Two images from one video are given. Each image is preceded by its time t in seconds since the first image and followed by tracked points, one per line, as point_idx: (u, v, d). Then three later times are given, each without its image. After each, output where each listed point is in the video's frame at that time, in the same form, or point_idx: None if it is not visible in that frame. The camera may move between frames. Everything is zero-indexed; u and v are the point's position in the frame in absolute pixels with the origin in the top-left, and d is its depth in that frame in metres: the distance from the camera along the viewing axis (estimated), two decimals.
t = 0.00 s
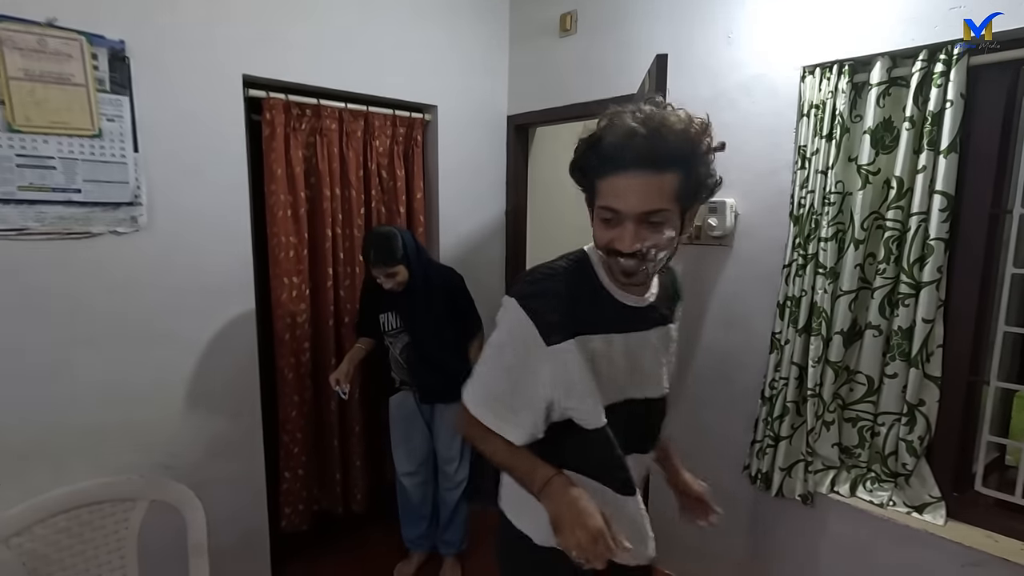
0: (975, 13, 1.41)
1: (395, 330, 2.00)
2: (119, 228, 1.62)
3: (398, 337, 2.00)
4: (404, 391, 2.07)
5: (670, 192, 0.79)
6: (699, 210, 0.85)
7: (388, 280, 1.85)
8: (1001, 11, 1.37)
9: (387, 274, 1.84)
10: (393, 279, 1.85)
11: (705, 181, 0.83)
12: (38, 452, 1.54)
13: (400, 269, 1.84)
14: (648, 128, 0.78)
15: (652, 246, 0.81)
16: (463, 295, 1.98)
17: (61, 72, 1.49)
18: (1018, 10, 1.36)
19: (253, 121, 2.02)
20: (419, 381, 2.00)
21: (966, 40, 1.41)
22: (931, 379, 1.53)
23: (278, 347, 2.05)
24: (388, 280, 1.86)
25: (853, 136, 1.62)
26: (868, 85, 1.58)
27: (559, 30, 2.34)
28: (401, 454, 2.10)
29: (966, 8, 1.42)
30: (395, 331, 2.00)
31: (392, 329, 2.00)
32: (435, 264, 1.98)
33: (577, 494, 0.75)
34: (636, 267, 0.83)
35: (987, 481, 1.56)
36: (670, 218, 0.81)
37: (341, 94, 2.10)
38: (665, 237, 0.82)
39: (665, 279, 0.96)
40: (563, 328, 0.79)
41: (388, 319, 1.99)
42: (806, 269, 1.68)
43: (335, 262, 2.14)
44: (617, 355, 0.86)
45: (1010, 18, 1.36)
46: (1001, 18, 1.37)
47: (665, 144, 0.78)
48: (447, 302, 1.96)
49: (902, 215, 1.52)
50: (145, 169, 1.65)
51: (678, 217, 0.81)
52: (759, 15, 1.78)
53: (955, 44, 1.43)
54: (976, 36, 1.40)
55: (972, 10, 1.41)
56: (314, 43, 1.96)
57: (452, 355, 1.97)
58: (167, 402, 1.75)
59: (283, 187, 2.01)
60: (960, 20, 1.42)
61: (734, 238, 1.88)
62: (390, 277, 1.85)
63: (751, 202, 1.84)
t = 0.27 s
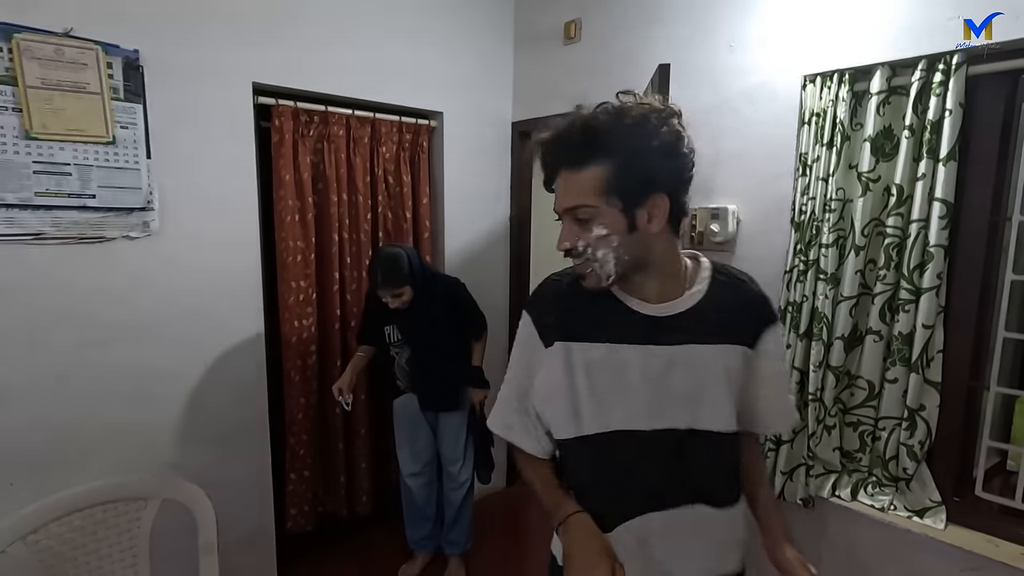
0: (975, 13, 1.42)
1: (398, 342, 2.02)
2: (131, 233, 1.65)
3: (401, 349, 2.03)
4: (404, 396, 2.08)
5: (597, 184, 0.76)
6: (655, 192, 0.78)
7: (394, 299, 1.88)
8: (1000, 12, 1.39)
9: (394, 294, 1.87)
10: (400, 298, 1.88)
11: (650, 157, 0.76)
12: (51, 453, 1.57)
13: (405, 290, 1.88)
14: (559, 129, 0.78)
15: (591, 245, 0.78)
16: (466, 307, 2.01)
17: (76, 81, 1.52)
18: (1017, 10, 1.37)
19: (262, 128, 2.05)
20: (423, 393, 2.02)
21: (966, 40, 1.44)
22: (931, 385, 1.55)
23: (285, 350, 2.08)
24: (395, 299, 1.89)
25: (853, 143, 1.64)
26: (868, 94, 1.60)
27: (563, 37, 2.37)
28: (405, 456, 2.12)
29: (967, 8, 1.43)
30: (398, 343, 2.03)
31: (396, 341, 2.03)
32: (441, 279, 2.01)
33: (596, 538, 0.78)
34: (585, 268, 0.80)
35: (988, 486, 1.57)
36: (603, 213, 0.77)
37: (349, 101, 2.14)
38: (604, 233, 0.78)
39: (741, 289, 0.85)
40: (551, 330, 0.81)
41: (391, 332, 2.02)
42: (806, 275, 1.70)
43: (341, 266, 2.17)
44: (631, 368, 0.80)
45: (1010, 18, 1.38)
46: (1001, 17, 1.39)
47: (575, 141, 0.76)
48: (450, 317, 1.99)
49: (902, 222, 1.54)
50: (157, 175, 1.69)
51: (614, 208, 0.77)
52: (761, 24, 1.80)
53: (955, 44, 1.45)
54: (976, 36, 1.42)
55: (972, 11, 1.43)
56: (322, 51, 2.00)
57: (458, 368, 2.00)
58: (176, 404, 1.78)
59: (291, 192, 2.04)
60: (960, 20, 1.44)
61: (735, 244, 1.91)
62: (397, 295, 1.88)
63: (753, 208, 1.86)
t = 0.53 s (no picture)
0: (976, 13, 1.43)
1: (400, 352, 2.03)
2: (138, 231, 1.66)
3: (404, 359, 2.04)
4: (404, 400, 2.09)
5: (607, 177, 0.82)
6: (655, 182, 0.78)
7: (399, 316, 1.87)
8: (1001, 11, 1.40)
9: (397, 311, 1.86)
10: (405, 314, 1.88)
11: (646, 148, 0.78)
12: (58, 448, 1.58)
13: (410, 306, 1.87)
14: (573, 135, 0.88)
15: (605, 234, 0.86)
16: (467, 312, 2.03)
17: (84, 79, 1.53)
18: (1018, 11, 1.38)
19: (268, 126, 2.07)
20: (424, 409, 2.00)
21: (966, 40, 1.45)
22: (934, 383, 1.55)
23: (290, 347, 2.09)
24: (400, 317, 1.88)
25: (858, 142, 1.64)
26: (873, 92, 1.60)
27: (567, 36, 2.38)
28: (408, 453, 2.13)
29: (969, 8, 1.44)
30: (400, 352, 2.03)
31: (398, 351, 2.04)
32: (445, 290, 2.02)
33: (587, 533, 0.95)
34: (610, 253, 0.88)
35: (992, 484, 1.56)
36: (611, 206, 0.83)
37: (353, 100, 2.14)
38: (612, 225, 0.84)
39: (816, 302, 0.74)
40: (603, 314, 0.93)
41: (393, 342, 2.03)
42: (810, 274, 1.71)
43: (346, 264, 2.19)
44: (664, 366, 0.85)
45: (1009, 18, 1.39)
46: (1001, 17, 1.40)
47: (586, 142, 0.85)
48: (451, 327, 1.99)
49: (906, 220, 1.54)
50: (164, 173, 1.70)
51: (617, 200, 0.82)
52: (764, 23, 1.81)
53: (956, 43, 1.46)
54: (977, 35, 1.43)
55: (973, 10, 1.43)
56: (327, 50, 2.01)
57: (458, 378, 2.01)
58: (181, 402, 1.78)
59: (296, 190, 2.05)
60: (961, 20, 1.45)
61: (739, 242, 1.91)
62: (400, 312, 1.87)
63: (757, 206, 1.86)
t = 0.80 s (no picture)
0: (975, 13, 1.43)
1: (400, 361, 2.03)
2: (138, 234, 1.67)
3: (404, 367, 2.03)
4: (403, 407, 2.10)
5: (702, 167, 0.80)
6: (754, 171, 0.74)
7: (398, 325, 1.88)
8: (1001, 12, 1.40)
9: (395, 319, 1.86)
10: (404, 322, 1.89)
11: (748, 134, 0.74)
12: (58, 451, 1.59)
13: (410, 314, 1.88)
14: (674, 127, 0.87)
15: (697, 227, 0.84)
16: (465, 319, 2.03)
17: (84, 83, 1.54)
18: (1017, 11, 1.38)
19: (268, 129, 2.07)
20: (424, 419, 2.00)
21: (966, 40, 1.46)
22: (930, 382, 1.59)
23: (290, 350, 2.10)
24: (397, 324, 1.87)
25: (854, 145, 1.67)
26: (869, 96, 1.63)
27: (565, 40, 2.39)
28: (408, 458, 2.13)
29: (967, 8, 1.45)
30: (399, 361, 2.03)
31: (398, 360, 2.03)
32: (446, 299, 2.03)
33: (621, 496, 0.97)
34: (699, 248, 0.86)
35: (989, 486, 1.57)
36: (705, 197, 0.80)
37: (352, 103, 2.15)
38: (708, 216, 0.81)
39: (923, 316, 0.66)
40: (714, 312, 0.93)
41: (392, 351, 2.03)
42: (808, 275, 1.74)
43: (345, 267, 2.19)
44: (756, 367, 0.83)
45: (1010, 18, 1.38)
46: (1001, 18, 1.40)
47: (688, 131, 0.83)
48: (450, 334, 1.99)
49: (903, 223, 1.57)
50: (164, 176, 1.70)
51: (714, 190, 0.79)
52: (760, 27, 1.82)
53: (955, 44, 1.47)
54: (977, 36, 1.44)
55: (972, 11, 1.44)
56: (328, 53, 2.02)
57: (457, 385, 2.01)
58: (181, 405, 1.79)
59: (295, 193, 2.06)
60: (960, 20, 1.46)
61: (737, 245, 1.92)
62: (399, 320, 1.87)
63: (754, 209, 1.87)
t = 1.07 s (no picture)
0: (975, 14, 1.45)
1: (404, 360, 2.02)
2: (136, 235, 1.67)
3: (408, 367, 2.03)
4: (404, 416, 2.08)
5: (769, 169, 0.87)
6: (826, 174, 0.80)
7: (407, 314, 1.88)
8: (1000, 12, 1.41)
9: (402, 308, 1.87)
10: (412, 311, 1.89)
11: (823, 139, 0.80)
12: (58, 452, 1.59)
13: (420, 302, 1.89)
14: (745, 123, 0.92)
15: (762, 227, 0.91)
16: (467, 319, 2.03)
17: (83, 84, 1.54)
18: (1017, 13, 1.39)
19: (266, 130, 2.07)
20: (427, 416, 1.97)
21: (966, 40, 1.47)
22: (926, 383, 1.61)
23: (288, 350, 2.10)
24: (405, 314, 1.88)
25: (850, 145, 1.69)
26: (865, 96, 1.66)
27: (563, 41, 2.39)
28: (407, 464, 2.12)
29: (968, 9, 1.46)
30: (403, 360, 2.02)
31: (402, 359, 2.02)
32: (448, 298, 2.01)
33: (658, 475, 1.03)
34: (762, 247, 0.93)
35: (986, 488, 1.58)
36: (771, 198, 0.87)
37: (350, 104, 2.15)
38: (772, 217, 0.88)
39: (990, 340, 0.72)
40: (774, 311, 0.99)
41: (396, 350, 2.01)
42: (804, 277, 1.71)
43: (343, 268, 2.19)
44: (814, 375, 0.88)
45: (1009, 18, 1.40)
46: (1001, 18, 1.41)
47: (758, 128, 0.89)
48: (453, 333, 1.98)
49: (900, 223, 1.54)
50: (162, 177, 1.71)
51: (779, 191, 0.85)
52: (757, 27, 1.83)
53: (955, 43, 1.49)
54: (977, 36, 1.45)
55: (972, 11, 1.46)
56: (329, 56, 2.03)
57: (460, 379, 1.99)
58: (180, 406, 1.79)
59: (294, 194, 2.06)
60: (961, 20, 1.47)
61: (734, 246, 1.93)
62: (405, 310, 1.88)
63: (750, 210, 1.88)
